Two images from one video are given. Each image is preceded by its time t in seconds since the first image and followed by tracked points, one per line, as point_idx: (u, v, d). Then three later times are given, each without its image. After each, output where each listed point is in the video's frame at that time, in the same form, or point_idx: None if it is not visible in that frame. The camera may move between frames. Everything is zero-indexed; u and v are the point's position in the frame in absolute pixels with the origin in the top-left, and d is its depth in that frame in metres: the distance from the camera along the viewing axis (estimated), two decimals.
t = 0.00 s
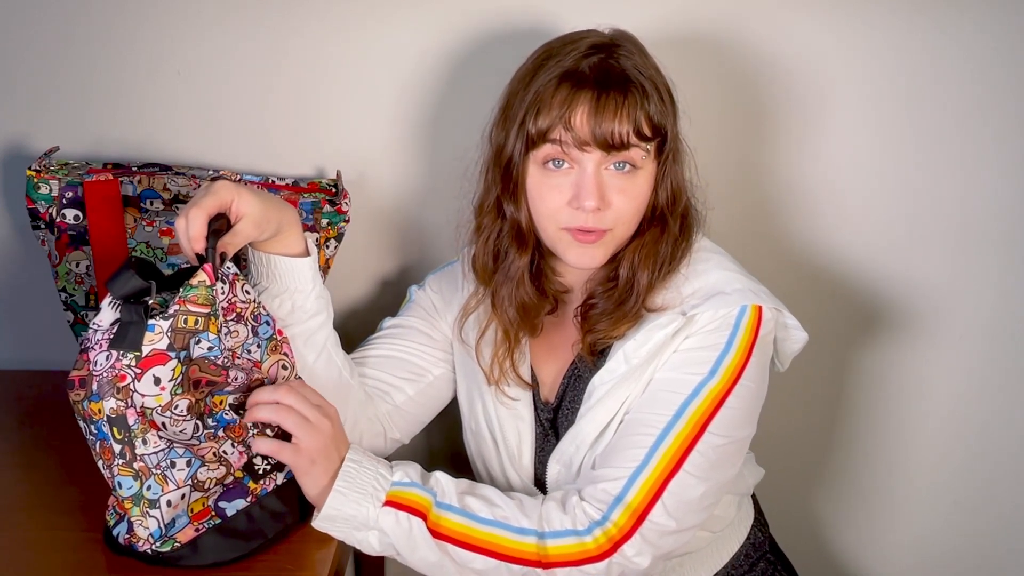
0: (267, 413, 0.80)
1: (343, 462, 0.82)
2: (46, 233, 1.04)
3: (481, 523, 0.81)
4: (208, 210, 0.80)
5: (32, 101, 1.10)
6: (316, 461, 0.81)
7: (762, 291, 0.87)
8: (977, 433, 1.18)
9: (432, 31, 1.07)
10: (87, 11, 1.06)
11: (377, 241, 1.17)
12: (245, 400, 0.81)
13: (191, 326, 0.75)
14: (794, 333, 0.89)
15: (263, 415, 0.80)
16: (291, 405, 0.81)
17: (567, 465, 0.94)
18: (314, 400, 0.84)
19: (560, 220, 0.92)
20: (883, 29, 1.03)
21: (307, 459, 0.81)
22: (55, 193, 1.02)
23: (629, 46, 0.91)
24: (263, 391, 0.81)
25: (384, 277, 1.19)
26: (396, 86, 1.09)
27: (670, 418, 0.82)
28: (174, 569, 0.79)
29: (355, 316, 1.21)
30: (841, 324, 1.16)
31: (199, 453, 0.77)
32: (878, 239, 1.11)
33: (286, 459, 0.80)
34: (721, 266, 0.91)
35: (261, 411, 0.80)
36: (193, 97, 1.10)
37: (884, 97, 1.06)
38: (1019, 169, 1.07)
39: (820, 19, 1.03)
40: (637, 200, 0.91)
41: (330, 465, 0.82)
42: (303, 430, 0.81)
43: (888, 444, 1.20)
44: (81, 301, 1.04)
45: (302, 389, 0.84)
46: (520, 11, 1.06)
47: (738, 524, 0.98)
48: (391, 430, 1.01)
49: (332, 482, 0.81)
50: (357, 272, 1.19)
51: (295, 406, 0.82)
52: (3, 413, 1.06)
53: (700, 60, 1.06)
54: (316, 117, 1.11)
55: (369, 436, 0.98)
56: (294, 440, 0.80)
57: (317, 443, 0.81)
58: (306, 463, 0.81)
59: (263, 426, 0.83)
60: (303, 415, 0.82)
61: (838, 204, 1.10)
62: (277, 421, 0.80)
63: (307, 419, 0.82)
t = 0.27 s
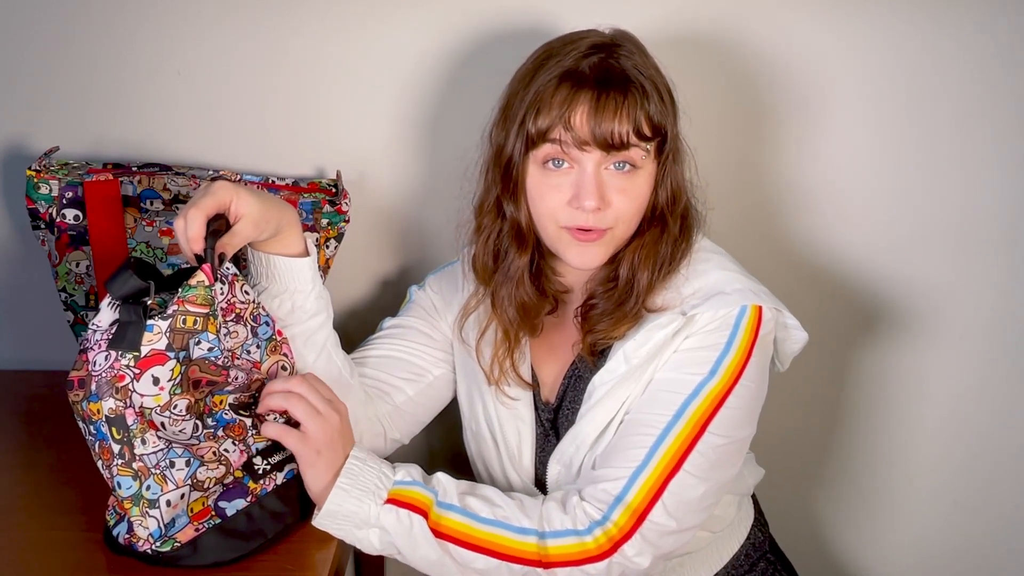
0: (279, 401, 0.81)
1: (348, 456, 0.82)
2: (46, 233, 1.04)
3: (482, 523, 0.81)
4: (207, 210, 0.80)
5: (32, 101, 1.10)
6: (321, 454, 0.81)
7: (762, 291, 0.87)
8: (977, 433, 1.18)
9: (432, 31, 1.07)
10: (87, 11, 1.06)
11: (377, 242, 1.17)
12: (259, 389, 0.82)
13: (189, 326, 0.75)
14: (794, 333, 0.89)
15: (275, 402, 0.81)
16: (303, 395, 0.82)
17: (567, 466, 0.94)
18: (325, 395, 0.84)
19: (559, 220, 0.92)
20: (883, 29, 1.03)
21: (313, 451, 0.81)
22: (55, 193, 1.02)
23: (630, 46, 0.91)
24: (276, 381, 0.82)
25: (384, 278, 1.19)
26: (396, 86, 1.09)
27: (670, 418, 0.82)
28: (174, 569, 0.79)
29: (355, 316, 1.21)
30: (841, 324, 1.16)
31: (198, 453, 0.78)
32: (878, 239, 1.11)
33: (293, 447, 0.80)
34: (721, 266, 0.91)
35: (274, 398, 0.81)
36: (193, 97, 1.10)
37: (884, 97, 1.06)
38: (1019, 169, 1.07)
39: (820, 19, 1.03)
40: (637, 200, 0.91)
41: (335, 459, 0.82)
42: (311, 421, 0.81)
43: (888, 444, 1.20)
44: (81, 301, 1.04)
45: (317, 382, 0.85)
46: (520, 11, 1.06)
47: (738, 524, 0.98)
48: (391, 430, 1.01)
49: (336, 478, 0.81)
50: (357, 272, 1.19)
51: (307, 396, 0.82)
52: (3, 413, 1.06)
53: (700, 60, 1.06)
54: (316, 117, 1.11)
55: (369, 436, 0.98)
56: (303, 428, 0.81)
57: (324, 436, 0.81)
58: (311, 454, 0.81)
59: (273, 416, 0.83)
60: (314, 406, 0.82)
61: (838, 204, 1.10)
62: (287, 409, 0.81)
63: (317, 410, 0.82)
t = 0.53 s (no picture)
0: (279, 396, 0.82)
1: (346, 455, 0.83)
2: (46, 233, 1.04)
3: (482, 523, 0.81)
4: (205, 211, 0.80)
5: (32, 100, 1.10)
6: (320, 451, 0.82)
7: (762, 292, 0.87)
8: (977, 433, 1.18)
9: (432, 31, 1.07)
10: (87, 11, 1.06)
11: (377, 242, 1.17)
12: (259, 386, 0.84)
13: (188, 327, 0.75)
14: (794, 333, 0.89)
15: (274, 397, 0.82)
16: (302, 393, 0.84)
17: (567, 466, 0.94)
18: (324, 394, 0.86)
19: (559, 220, 0.92)
20: (883, 29, 1.03)
21: (311, 448, 0.81)
22: (55, 193, 1.02)
23: (630, 46, 0.91)
24: (275, 378, 0.84)
25: (385, 278, 1.19)
26: (396, 86, 1.09)
27: (670, 418, 0.82)
28: (175, 570, 0.79)
29: (355, 316, 1.21)
30: (841, 324, 1.16)
31: (198, 454, 0.78)
32: (878, 239, 1.11)
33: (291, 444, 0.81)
34: (722, 266, 0.91)
35: (273, 394, 0.82)
36: (193, 97, 1.10)
37: (884, 97, 1.06)
38: (1019, 169, 1.07)
39: (820, 19, 1.03)
40: (637, 201, 0.91)
41: (333, 457, 0.82)
42: (310, 419, 0.82)
43: (888, 445, 1.20)
44: (82, 301, 1.04)
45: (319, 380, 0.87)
46: (520, 11, 1.06)
47: (738, 524, 0.98)
48: (391, 430, 1.01)
49: (335, 477, 0.82)
50: (357, 272, 1.19)
51: (306, 395, 0.84)
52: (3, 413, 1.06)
53: (701, 60, 1.06)
54: (317, 117, 1.11)
55: (369, 436, 0.98)
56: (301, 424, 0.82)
57: (323, 434, 0.82)
58: (310, 454, 0.81)
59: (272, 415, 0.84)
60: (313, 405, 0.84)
61: (838, 204, 1.10)
62: (286, 406, 0.82)
63: (315, 408, 0.83)
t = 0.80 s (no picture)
0: (253, 433, 0.78)
1: (335, 471, 0.83)
2: (46, 233, 1.04)
3: (481, 523, 0.81)
4: (202, 211, 0.80)
5: (31, 100, 1.10)
6: (309, 474, 0.81)
7: (762, 292, 0.87)
8: (977, 433, 1.18)
9: (432, 31, 1.07)
10: (87, 11, 1.06)
11: (377, 241, 1.17)
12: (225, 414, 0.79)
13: (185, 327, 0.75)
14: (794, 334, 0.89)
15: (248, 434, 0.78)
16: (275, 423, 0.80)
17: (567, 466, 0.94)
18: (297, 411, 0.83)
19: (559, 220, 0.92)
20: (883, 29, 1.03)
21: (298, 475, 0.81)
22: (55, 193, 1.02)
23: (630, 47, 0.91)
24: (243, 406, 0.79)
25: (385, 277, 1.20)
26: (396, 86, 1.09)
27: (670, 418, 0.82)
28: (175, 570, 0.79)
29: (355, 316, 1.21)
30: (841, 324, 1.16)
31: (195, 455, 0.78)
32: (878, 239, 1.11)
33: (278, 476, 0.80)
34: (721, 266, 0.91)
35: (246, 429, 0.78)
36: (193, 97, 1.10)
37: (884, 96, 1.06)
38: (1019, 169, 1.07)
39: (820, 19, 1.03)
40: (637, 201, 0.91)
41: (323, 476, 0.82)
42: (291, 448, 0.80)
43: (888, 445, 1.20)
44: (81, 301, 1.04)
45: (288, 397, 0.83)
46: (520, 10, 1.06)
47: (738, 524, 0.98)
48: (391, 430, 1.02)
49: (329, 488, 0.82)
50: (357, 272, 1.19)
51: (280, 423, 0.80)
52: (3, 413, 1.07)
53: (701, 60, 1.06)
54: (317, 117, 1.11)
55: (369, 436, 0.99)
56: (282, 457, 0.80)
57: (307, 458, 0.81)
58: (298, 477, 0.81)
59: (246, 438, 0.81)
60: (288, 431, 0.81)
61: (838, 204, 1.10)
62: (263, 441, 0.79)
63: (293, 436, 0.81)
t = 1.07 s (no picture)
0: (242, 452, 0.79)
1: (331, 479, 0.83)
2: (45, 233, 1.04)
3: (480, 523, 0.81)
4: (199, 211, 0.81)
5: (31, 101, 1.10)
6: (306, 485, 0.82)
7: (761, 293, 0.87)
8: (977, 433, 1.18)
9: (432, 31, 1.07)
10: (87, 11, 1.06)
11: (377, 241, 1.17)
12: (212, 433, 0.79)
13: (182, 327, 0.75)
14: (794, 334, 0.89)
15: (238, 452, 0.79)
16: (265, 438, 0.80)
17: (567, 465, 0.94)
18: (287, 424, 0.83)
19: (555, 222, 0.92)
20: (883, 29, 1.03)
21: (293, 488, 0.81)
22: (55, 193, 1.02)
23: (626, 48, 0.91)
24: (229, 425, 0.79)
25: (384, 277, 1.20)
26: (397, 86, 1.09)
27: (669, 418, 0.82)
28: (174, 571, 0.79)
29: (355, 316, 1.21)
30: (841, 324, 1.16)
31: (193, 456, 0.78)
32: (877, 239, 1.11)
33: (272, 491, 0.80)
34: (720, 266, 0.91)
35: (235, 447, 0.79)
36: (193, 97, 1.10)
37: (883, 96, 1.06)
38: (1020, 169, 1.07)
39: (820, 19, 1.03)
40: (634, 202, 0.91)
41: (319, 484, 0.82)
42: (283, 461, 0.80)
43: (887, 444, 1.20)
44: (82, 301, 1.05)
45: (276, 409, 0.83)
46: (520, 10, 1.06)
47: (738, 523, 0.98)
48: (391, 430, 1.02)
49: (326, 494, 0.83)
50: (357, 272, 1.19)
51: (269, 439, 0.80)
52: (4, 413, 1.07)
53: (700, 60, 1.06)
54: (317, 117, 1.11)
55: (369, 436, 0.99)
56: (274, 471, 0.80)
57: (301, 469, 0.81)
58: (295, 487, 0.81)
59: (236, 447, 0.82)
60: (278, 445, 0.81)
61: (837, 204, 1.10)
62: (255, 458, 0.79)
63: (284, 450, 0.81)
